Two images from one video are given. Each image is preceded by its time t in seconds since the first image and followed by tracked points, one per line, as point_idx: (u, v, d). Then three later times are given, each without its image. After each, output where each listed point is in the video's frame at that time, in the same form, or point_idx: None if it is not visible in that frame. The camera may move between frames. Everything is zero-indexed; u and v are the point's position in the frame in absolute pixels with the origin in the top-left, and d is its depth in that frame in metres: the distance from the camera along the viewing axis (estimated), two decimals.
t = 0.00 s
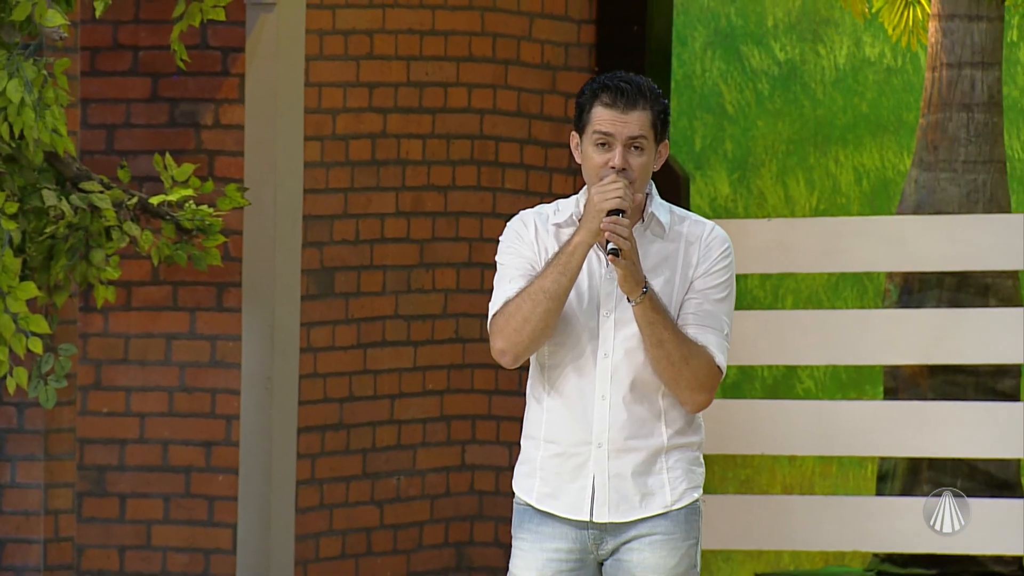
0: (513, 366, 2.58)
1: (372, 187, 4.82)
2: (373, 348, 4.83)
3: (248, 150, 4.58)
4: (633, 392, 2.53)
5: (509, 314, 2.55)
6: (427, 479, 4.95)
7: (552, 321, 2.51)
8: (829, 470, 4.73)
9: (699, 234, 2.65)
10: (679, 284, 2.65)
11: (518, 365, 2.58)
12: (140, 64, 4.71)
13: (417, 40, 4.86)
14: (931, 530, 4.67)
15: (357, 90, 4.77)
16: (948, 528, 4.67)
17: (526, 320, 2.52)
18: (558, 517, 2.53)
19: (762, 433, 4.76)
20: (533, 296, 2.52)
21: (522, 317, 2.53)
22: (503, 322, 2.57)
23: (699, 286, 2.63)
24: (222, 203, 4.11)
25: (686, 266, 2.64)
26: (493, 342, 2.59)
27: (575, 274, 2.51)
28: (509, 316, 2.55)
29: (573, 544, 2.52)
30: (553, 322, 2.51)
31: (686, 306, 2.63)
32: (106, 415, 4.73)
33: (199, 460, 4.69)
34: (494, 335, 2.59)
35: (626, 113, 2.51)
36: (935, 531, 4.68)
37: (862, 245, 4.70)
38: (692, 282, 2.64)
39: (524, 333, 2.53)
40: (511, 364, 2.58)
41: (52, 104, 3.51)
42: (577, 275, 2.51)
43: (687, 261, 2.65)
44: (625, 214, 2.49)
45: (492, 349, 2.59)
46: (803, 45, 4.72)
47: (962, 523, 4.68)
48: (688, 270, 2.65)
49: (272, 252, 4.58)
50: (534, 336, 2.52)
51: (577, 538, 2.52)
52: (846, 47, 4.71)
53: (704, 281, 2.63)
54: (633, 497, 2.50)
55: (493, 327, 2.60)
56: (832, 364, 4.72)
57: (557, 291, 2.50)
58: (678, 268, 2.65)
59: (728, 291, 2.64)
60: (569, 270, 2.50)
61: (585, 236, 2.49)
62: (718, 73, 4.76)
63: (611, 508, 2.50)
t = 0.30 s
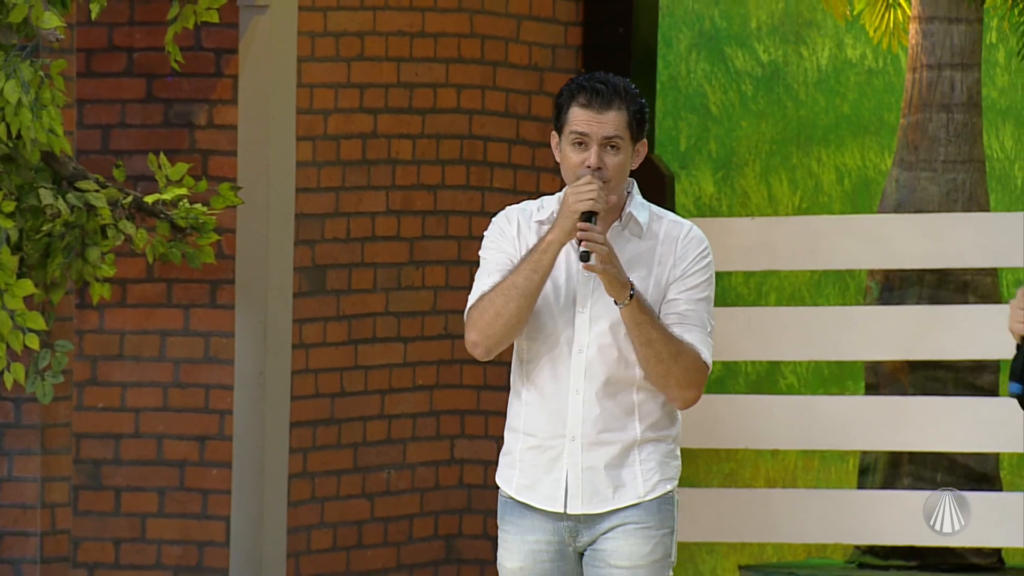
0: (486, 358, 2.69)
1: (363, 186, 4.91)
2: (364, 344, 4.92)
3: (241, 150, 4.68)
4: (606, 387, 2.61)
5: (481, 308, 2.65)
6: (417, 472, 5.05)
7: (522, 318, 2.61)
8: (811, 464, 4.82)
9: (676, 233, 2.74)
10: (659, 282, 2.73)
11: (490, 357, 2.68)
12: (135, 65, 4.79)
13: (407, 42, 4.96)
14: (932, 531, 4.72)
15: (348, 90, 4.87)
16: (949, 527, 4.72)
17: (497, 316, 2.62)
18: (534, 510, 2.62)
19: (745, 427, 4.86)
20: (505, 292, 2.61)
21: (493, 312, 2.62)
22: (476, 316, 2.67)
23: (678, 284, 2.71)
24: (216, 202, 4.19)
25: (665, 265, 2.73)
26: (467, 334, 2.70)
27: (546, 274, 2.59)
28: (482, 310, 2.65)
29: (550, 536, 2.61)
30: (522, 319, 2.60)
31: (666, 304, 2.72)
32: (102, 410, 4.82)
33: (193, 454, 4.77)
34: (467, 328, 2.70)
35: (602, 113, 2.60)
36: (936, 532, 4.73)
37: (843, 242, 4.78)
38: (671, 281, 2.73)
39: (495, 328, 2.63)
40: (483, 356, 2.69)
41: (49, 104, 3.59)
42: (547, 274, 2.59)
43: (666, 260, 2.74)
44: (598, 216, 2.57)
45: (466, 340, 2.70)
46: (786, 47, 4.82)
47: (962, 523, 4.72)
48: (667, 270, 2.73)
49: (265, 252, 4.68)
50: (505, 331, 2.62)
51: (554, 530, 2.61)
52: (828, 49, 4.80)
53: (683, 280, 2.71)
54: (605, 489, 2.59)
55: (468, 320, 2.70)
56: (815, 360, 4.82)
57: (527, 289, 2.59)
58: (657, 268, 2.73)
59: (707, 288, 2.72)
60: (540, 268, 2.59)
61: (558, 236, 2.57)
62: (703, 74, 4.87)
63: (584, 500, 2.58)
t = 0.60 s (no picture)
0: (444, 344, 2.88)
1: (350, 185, 5.01)
2: (351, 340, 5.02)
3: (230, 151, 4.76)
4: (570, 373, 2.73)
5: (441, 296, 2.85)
6: (403, 466, 5.14)
7: (476, 306, 2.79)
8: (789, 458, 5.00)
9: (640, 220, 2.91)
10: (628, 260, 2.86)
11: (448, 343, 2.87)
12: (127, 67, 4.88)
13: (393, 44, 5.06)
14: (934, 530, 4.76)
15: (336, 91, 4.96)
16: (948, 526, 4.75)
17: (452, 303, 2.81)
18: (504, 496, 2.77)
19: (727, 421, 4.96)
20: (461, 282, 2.79)
21: (449, 300, 2.82)
22: (435, 303, 2.86)
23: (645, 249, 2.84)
24: (206, 199, 4.30)
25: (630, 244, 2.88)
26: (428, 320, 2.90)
27: (500, 267, 2.74)
28: (441, 298, 2.84)
29: (518, 522, 2.76)
30: (475, 307, 2.78)
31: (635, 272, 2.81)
32: (94, 404, 4.91)
33: (184, 448, 4.85)
34: (429, 314, 2.89)
35: (561, 112, 2.76)
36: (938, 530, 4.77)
37: (823, 238, 4.79)
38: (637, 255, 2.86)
39: (450, 314, 2.82)
40: (441, 342, 2.88)
41: (42, 104, 3.68)
42: (502, 267, 2.75)
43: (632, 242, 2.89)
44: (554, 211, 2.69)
45: (427, 326, 2.89)
46: (764, 48, 4.94)
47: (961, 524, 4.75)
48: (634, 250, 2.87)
49: (254, 250, 4.76)
50: (458, 318, 2.81)
51: (520, 518, 2.76)
52: (806, 50, 4.92)
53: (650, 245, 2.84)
54: (571, 470, 2.71)
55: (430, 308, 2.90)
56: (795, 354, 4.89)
57: (480, 280, 2.76)
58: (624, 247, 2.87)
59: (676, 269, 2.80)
60: (495, 260, 2.74)
61: (513, 229, 2.70)
62: (683, 76, 5.00)
63: (551, 482, 2.71)
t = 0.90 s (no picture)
0: (420, 335, 3.05)
1: (336, 183, 5.09)
2: (337, 336, 5.10)
3: (218, 148, 4.86)
4: (534, 356, 2.84)
5: (418, 289, 3.01)
6: (389, 460, 5.23)
7: (448, 300, 2.95)
8: (767, 451, 5.04)
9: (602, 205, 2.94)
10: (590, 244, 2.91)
11: (424, 334, 3.04)
12: (117, 67, 4.97)
13: (378, 44, 5.15)
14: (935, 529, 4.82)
15: (322, 91, 5.05)
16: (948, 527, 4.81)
17: (427, 296, 2.97)
18: (480, 481, 2.90)
19: (706, 415, 5.06)
20: (435, 276, 2.95)
21: (424, 293, 2.98)
22: (413, 296, 3.03)
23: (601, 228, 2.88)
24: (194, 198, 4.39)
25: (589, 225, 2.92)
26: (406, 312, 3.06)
27: (471, 263, 2.88)
28: (418, 291, 3.01)
29: (493, 506, 2.88)
30: (447, 300, 2.94)
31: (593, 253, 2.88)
32: (85, 399, 5.00)
33: (173, 441, 4.94)
34: (407, 306, 3.06)
35: (528, 113, 2.86)
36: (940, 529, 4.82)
37: (798, 239, 4.95)
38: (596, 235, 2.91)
39: (425, 307, 2.98)
40: (418, 333, 3.05)
41: (34, 104, 3.77)
42: (473, 262, 2.88)
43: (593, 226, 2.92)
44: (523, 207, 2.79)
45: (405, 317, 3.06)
46: (743, 49, 5.04)
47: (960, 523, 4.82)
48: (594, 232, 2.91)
49: (242, 248, 4.85)
50: (432, 310, 2.97)
51: (494, 504, 2.88)
52: (784, 52, 5.01)
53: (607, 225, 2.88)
54: (537, 450, 2.81)
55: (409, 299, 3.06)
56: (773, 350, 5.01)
57: (452, 274, 2.91)
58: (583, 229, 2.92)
59: (638, 253, 2.90)
60: (467, 256, 2.88)
61: (483, 226, 2.83)
62: (663, 76, 5.10)
63: (520, 463, 2.82)
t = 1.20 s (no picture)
0: (402, 335, 3.08)
1: (321, 181, 5.20)
2: (322, 331, 5.21)
3: (207, 147, 4.93)
4: (510, 348, 2.87)
5: (398, 290, 3.04)
6: (372, 452, 5.36)
7: (428, 299, 2.98)
8: (743, 443, 5.25)
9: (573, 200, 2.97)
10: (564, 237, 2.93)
11: (405, 334, 3.07)
12: (105, 67, 5.05)
13: (362, 45, 5.26)
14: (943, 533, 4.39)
15: (307, 90, 5.15)
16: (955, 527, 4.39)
17: (406, 296, 3.00)
18: (457, 471, 2.92)
19: (683, 408, 5.15)
20: (414, 276, 2.98)
21: (403, 293, 3.01)
22: (393, 297, 3.05)
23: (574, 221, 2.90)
24: (182, 195, 4.45)
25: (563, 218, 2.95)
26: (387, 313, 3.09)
27: (449, 261, 2.93)
28: (397, 292, 3.04)
29: (469, 495, 2.90)
30: (428, 299, 2.98)
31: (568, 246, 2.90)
32: (74, 392, 5.09)
33: (160, 434, 5.02)
34: (388, 308, 3.09)
35: (512, 115, 2.92)
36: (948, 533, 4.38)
37: (772, 235, 5.04)
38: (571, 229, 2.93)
39: (404, 307, 3.01)
40: (399, 333, 3.08)
41: (23, 103, 3.86)
42: (452, 261, 2.93)
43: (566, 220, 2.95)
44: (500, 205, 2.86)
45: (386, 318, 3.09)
46: (720, 50, 5.20)
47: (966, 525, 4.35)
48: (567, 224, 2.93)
49: (228, 244, 4.93)
50: (412, 310, 3.00)
51: (469, 492, 2.90)
52: (759, 53, 5.18)
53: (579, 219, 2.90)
54: (513, 440, 2.84)
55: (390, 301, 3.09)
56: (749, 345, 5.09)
57: (431, 273, 2.95)
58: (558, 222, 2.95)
59: (613, 246, 2.92)
60: (445, 254, 2.92)
61: (461, 224, 2.89)
62: (642, 76, 5.24)
63: (496, 452, 2.84)
